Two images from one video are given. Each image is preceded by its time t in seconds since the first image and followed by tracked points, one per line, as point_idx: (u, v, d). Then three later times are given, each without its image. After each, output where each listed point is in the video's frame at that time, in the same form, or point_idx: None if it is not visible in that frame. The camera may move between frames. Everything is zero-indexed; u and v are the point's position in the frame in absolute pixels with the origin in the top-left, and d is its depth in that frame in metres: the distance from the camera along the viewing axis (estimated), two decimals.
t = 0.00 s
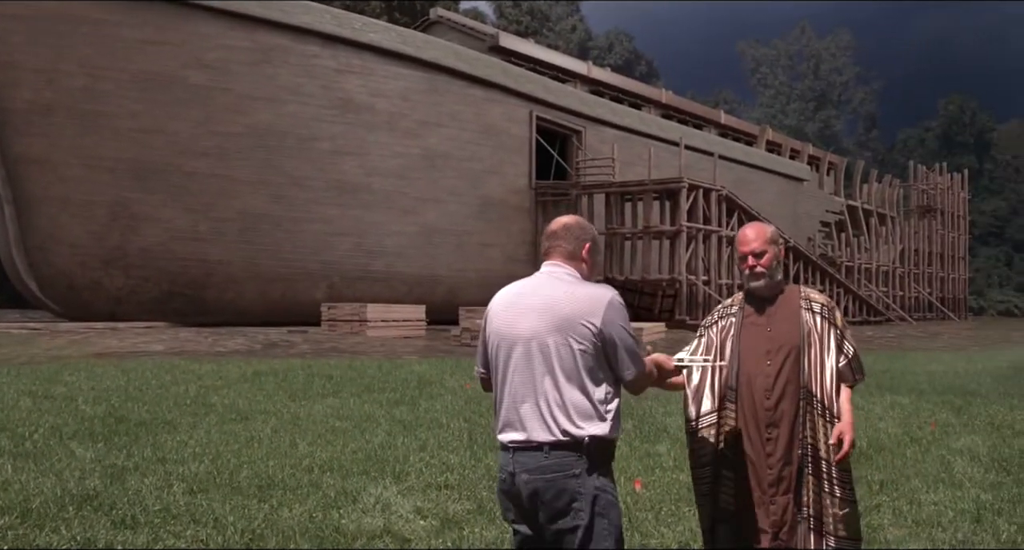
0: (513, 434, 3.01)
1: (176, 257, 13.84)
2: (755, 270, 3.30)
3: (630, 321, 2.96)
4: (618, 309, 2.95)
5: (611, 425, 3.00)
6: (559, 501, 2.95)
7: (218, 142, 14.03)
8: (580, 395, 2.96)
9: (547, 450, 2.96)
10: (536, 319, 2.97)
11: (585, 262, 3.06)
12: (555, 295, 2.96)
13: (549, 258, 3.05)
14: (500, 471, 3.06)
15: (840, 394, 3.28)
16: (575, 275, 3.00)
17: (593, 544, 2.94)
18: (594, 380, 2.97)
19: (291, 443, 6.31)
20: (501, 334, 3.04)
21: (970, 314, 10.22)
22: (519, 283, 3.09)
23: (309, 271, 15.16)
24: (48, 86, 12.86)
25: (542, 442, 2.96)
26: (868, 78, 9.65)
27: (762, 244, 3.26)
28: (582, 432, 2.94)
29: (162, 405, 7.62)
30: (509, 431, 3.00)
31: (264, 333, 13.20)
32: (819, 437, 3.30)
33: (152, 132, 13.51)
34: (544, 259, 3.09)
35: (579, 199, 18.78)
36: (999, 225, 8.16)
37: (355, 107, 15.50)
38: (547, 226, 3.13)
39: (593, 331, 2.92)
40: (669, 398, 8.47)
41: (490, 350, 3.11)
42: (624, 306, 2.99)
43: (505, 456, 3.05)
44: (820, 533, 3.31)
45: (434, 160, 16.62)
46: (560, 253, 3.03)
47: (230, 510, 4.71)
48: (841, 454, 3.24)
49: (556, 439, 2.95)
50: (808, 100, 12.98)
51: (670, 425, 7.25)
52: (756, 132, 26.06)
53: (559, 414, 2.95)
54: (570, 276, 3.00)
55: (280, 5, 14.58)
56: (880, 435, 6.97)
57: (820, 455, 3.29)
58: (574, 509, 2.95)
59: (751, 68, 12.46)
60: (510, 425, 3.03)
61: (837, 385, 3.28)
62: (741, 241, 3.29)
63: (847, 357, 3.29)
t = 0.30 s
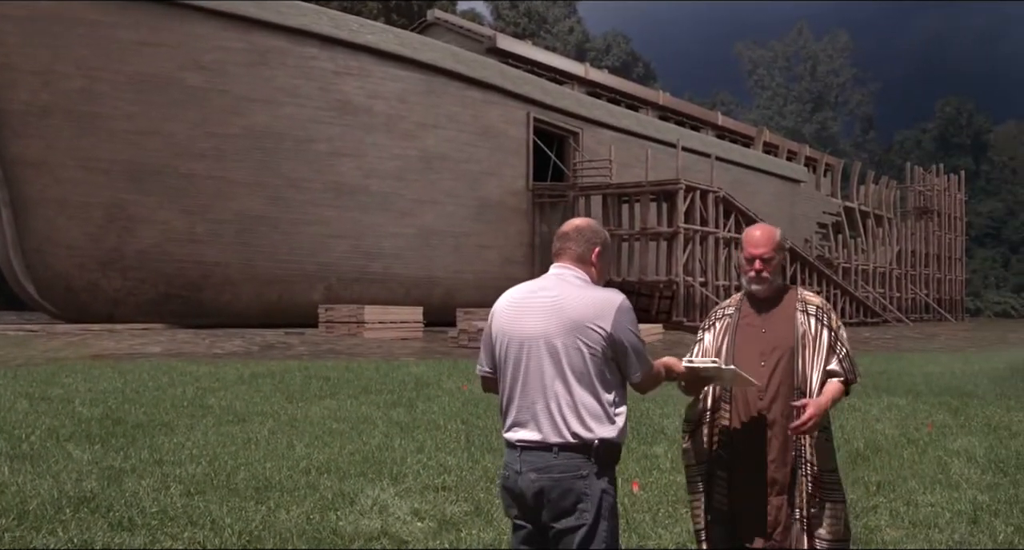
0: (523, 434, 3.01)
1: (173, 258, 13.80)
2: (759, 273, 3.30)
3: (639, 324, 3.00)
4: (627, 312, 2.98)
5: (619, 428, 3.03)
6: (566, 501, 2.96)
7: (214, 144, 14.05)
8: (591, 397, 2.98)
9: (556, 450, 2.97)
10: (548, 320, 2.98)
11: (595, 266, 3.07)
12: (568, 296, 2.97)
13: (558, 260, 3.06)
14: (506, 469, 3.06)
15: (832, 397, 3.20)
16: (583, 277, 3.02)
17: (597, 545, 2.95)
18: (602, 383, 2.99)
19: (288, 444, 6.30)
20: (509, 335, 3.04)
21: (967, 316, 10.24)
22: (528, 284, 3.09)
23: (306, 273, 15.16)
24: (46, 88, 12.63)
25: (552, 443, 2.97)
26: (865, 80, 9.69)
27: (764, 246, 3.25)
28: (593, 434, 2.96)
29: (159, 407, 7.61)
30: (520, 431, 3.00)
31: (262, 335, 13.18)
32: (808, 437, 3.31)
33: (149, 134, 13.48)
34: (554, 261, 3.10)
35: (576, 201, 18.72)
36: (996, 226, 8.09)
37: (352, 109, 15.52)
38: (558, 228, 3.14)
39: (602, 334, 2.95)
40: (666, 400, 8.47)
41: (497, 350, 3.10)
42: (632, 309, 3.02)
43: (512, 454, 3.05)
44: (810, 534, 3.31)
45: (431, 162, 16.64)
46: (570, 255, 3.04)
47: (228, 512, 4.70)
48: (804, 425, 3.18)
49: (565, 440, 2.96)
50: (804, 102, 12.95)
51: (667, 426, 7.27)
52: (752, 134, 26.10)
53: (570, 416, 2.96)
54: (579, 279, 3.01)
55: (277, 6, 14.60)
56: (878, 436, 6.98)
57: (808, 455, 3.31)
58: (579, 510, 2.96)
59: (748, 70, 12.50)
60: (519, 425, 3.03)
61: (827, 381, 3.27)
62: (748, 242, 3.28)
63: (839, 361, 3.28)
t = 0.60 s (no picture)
0: (530, 434, 3.03)
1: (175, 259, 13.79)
2: (768, 272, 3.35)
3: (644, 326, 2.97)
4: (629, 314, 2.94)
5: (625, 429, 3.02)
6: (572, 501, 2.96)
7: (217, 145, 14.09)
8: (595, 399, 2.98)
9: (562, 451, 2.97)
10: (551, 322, 2.98)
11: (600, 267, 3.06)
12: (569, 299, 2.98)
13: (563, 262, 3.06)
14: (513, 468, 3.07)
15: (816, 384, 3.19)
16: (585, 280, 3.00)
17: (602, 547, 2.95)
18: (606, 385, 2.97)
19: (289, 446, 6.30)
20: (514, 336, 3.06)
21: (968, 317, 10.24)
22: (534, 284, 3.10)
23: (308, 274, 15.17)
24: (47, 89, 12.33)
25: (558, 443, 2.98)
26: (867, 81, 9.69)
27: (775, 245, 3.31)
28: (597, 435, 2.96)
29: (161, 408, 7.61)
30: (526, 432, 3.03)
31: (263, 336, 13.17)
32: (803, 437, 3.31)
33: (150, 135, 13.42)
34: (558, 262, 3.10)
35: (578, 201, 18.71)
36: (998, 227, 8.29)
37: (353, 109, 15.58)
38: (563, 229, 3.16)
39: (602, 336, 2.93)
40: (668, 400, 8.46)
41: (504, 351, 3.13)
42: (636, 311, 2.97)
43: (519, 454, 3.06)
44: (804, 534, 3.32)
45: (433, 162, 16.67)
46: (574, 256, 3.04)
47: (229, 513, 4.70)
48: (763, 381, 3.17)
49: (571, 441, 2.97)
50: (806, 102, 12.93)
51: (669, 427, 7.26)
52: (753, 135, 26.12)
53: (574, 418, 2.97)
54: (581, 281, 3.00)
55: (279, 7, 14.68)
56: (880, 437, 6.97)
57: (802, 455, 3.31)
58: (585, 510, 2.96)
59: (749, 70, 12.53)
60: (526, 425, 3.05)
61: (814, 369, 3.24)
62: (762, 243, 3.34)
63: (835, 355, 3.23)
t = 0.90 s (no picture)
0: (531, 435, 3.04)
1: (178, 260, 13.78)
2: (779, 274, 3.38)
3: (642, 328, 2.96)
4: (628, 316, 2.94)
5: (626, 431, 3.02)
6: (573, 503, 2.96)
7: (217, 146, 13.90)
8: (593, 401, 2.98)
9: (564, 453, 2.98)
10: (549, 324, 3.00)
11: (600, 270, 3.06)
12: (568, 301, 2.99)
13: (564, 263, 3.07)
14: (516, 470, 3.08)
15: (814, 388, 3.20)
16: (585, 281, 3.02)
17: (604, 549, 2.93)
18: (605, 387, 2.98)
19: (293, 447, 6.30)
20: (514, 338, 3.09)
21: (972, 317, 10.22)
22: (535, 287, 3.12)
23: (310, 275, 15.18)
24: (49, 91, 11.31)
25: (559, 445, 2.99)
26: (867, 82, 9.70)
27: (787, 248, 3.32)
28: (597, 437, 2.96)
29: (164, 409, 7.62)
30: (526, 433, 3.04)
31: (266, 337, 13.19)
32: (805, 439, 3.33)
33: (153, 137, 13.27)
34: (560, 264, 3.12)
35: (580, 202, 18.72)
36: (1001, 228, 8.29)
37: (355, 111, 15.77)
38: (565, 231, 3.17)
39: (600, 337, 2.94)
40: (671, 401, 8.46)
41: (506, 353, 3.16)
42: (636, 312, 2.97)
43: (521, 456, 3.07)
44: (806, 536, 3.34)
45: (435, 164, 16.72)
46: (575, 259, 3.05)
47: (232, 514, 4.71)
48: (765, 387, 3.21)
49: (572, 443, 2.97)
50: (808, 103, 12.93)
51: (672, 428, 7.26)
52: (756, 136, 26.11)
53: (573, 419, 2.98)
54: (581, 282, 3.01)
55: (281, 9, 14.70)
56: (882, 438, 6.97)
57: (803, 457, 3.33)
58: (586, 512, 2.95)
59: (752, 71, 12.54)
60: (527, 426, 3.07)
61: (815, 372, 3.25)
62: (773, 247, 3.35)
63: (836, 357, 3.23)
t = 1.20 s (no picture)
0: (537, 439, 3.04)
1: (186, 265, 13.80)
2: (793, 278, 3.39)
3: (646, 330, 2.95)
4: (631, 317, 2.93)
5: (632, 435, 3.01)
6: (580, 507, 2.95)
7: (227, 150, 14.09)
8: (598, 404, 2.97)
9: (571, 457, 2.97)
10: (552, 327, 3.01)
11: (605, 272, 3.03)
12: (571, 304, 2.99)
13: (567, 266, 3.06)
14: (524, 474, 3.07)
15: (825, 395, 3.21)
16: (589, 283, 3.01)
17: None
18: (610, 389, 2.97)
19: (300, 451, 6.30)
20: (519, 341, 3.09)
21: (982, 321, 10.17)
22: (540, 290, 3.12)
23: (318, 278, 15.19)
24: (58, 95, 12.69)
25: (566, 449, 2.98)
26: (877, 85, 9.65)
27: (802, 253, 3.34)
28: (603, 439, 2.95)
29: (172, 412, 7.63)
30: (533, 437, 3.04)
31: (274, 341, 13.21)
32: (815, 443, 3.32)
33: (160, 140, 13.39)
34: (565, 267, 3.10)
35: (587, 206, 18.71)
36: (1010, 231, 8.25)
37: (363, 115, 15.61)
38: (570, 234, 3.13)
39: (603, 339, 2.93)
40: (678, 405, 8.44)
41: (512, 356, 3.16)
42: (639, 314, 2.97)
43: (529, 460, 3.06)
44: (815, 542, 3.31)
45: (442, 167, 16.70)
46: (579, 262, 3.02)
47: (240, 518, 4.71)
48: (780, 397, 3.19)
49: (578, 447, 2.97)
50: (816, 106, 12.89)
51: (681, 432, 7.24)
52: (764, 139, 26.06)
53: (578, 422, 2.98)
54: (584, 284, 3.00)
55: (289, 13, 14.72)
56: (892, 442, 6.94)
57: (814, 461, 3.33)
58: (593, 516, 2.94)
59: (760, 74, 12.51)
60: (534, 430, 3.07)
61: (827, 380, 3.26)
62: (790, 251, 3.36)
63: (849, 364, 3.25)
